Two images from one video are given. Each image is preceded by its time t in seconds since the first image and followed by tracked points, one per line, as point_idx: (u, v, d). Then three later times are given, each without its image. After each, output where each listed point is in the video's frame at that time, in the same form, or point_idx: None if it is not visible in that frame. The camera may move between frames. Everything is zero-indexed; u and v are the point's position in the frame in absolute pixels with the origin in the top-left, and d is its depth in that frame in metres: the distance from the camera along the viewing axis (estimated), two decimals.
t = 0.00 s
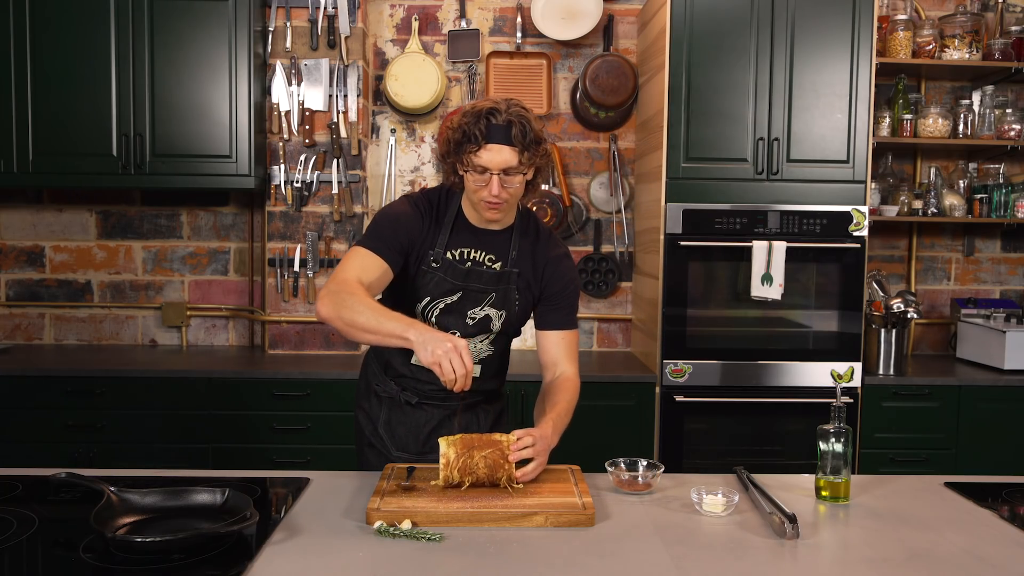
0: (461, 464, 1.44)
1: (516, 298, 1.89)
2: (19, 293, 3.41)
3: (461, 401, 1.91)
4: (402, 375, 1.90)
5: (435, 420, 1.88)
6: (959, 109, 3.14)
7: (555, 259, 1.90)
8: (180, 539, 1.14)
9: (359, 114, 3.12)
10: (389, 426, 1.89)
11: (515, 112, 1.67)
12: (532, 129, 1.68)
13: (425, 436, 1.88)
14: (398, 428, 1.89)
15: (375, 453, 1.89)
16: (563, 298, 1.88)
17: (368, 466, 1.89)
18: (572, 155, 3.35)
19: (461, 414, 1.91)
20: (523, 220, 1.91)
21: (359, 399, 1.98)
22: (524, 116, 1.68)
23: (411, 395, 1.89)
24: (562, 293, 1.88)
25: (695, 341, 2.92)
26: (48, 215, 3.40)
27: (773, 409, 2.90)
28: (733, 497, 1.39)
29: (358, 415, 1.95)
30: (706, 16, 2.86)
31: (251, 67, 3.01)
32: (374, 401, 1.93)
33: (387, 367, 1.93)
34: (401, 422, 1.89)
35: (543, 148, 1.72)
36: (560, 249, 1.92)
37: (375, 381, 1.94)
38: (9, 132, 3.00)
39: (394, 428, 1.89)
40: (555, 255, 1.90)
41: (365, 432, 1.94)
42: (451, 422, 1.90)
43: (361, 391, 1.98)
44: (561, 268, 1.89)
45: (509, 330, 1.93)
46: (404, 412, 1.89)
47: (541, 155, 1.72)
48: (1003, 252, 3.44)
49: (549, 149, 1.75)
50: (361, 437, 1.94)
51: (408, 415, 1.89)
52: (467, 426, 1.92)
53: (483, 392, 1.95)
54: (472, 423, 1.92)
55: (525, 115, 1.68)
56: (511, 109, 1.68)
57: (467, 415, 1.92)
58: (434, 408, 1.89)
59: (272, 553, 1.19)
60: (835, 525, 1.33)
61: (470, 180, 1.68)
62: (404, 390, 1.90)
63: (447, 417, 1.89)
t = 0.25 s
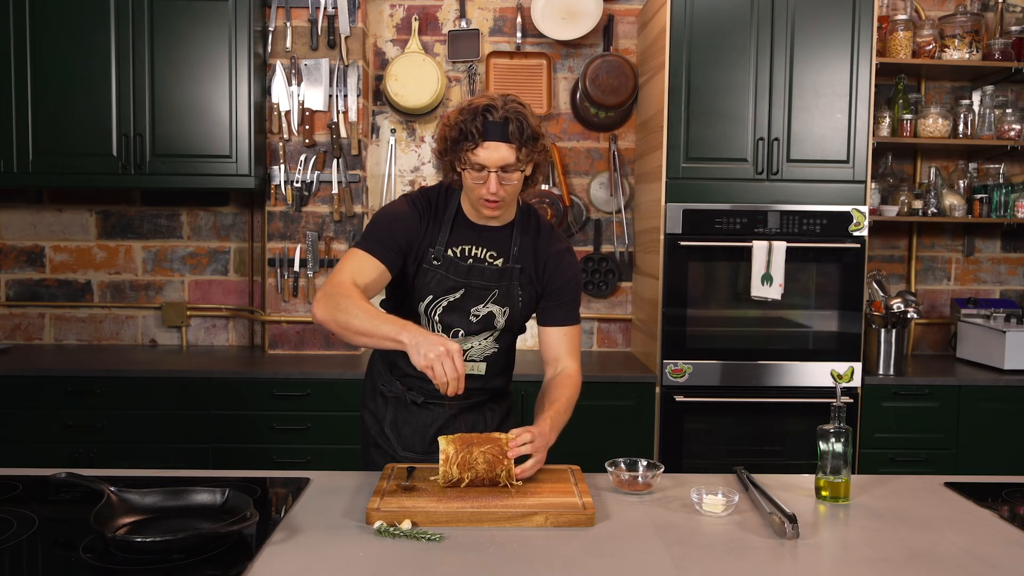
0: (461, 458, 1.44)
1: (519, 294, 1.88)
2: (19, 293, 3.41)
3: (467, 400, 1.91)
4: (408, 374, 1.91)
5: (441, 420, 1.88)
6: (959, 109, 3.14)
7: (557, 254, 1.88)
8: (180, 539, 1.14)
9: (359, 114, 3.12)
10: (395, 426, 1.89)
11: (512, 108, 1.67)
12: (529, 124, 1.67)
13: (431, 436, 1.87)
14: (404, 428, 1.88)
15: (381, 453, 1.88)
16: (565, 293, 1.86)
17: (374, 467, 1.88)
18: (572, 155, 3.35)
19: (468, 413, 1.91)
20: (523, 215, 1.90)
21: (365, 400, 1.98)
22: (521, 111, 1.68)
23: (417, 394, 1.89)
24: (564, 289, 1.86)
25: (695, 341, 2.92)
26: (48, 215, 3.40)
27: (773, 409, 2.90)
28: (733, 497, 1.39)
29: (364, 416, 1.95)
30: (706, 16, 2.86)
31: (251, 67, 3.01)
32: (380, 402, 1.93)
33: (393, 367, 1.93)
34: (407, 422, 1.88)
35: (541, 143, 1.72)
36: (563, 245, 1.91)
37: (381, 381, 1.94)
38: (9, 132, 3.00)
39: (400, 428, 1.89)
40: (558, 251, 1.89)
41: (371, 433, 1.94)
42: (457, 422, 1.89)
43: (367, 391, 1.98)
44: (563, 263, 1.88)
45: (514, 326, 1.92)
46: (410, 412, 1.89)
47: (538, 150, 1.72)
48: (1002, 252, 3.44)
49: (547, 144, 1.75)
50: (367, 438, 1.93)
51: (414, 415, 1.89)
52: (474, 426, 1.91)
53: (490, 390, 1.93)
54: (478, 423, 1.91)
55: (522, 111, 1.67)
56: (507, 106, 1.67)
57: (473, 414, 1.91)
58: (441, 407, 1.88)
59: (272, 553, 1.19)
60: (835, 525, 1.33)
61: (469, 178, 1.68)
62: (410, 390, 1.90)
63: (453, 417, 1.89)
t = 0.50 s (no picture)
0: (461, 458, 1.44)
1: (522, 293, 1.87)
2: (19, 293, 3.41)
3: (471, 400, 1.91)
4: (412, 375, 1.91)
5: (445, 420, 1.88)
6: (959, 109, 3.14)
7: (560, 252, 1.88)
8: (180, 539, 1.14)
9: (359, 114, 3.12)
10: (399, 427, 1.89)
11: (512, 106, 1.67)
12: (529, 122, 1.67)
13: (436, 436, 1.87)
14: (408, 428, 1.88)
15: (385, 454, 1.88)
16: (568, 291, 1.87)
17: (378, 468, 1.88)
18: (572, 155, 3.35)
19: (472, 413, 1.91)
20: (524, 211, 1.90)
21: (368, 401, 1.97)
22: (521, 109, 1.67)
23: (421, 395, 1.89)
24: (567, 286, 1.87)
25: (695, 341, 2.92)
26: (48, 215, 3.40)
27: (773, 409, 2.90)
28: (733, 497, 1.39)
29: (368, 417, 1.95)
30: (706, 16, 2.86)
31: (251, 67, 3.01)
32: (384, 402, 1.93)
33: (397, 367, 1.93)
34: (412, 423, 1.88)
35: (542, 140, 1.71)
36: (565, 242, 1.90)
37: (385, 382, 1.94)
38: (9, 132, 3.00)
39: (405, 429, 1.89)
40: (560, 248, 1.88)
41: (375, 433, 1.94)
42: (462, 422, 1.89)
43: (371, 392, 1.98)
44: (566, 260, 1.88)
45: (518, 325, 1.91)
46: (415, 413, 1.89)
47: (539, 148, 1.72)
48: (1002, 252, 3.44)
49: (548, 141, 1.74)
50: (371, 438, 1.93)
51: (419, 415, 1.89)
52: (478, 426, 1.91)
53: (494, 390, 1.94)
54: (482, 423, 1.92)
55: (522, 109, 1.67)
56: (508, 104, 1.67)
57: (477, 414, 1.92)
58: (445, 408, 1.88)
59: (272, 553, 1.19)
60: (835, 525, 1.33)
61: (470, 177, 1.68)
62: (414, 390, 1.90)
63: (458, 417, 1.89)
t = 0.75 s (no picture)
0: (461, 459, 1.44)
1: (524, 293, 1.87)
2: (19, 293, 3.41)
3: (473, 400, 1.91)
4: (414, 374, 1.90)
5: (446, 420, 1.88)
6: (959, 109, 3.14)
7: (561, 252, 1.88)
8: (180, 539, 1.14)
9: (359, 114, 3.12)
10: (400, 426, 1.89)
11: (514, 112, 1.67)
12: (533, 128, 1.67)
13: (437, 436, 1.88)
14: (410, 428, 1.88)
15: (387, 454, 1.88)
16: (571, 291, 1.87)
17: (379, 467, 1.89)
18: (572, 155, 3.35)
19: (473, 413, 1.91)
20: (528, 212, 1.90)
21: (370, 399, 1.98)
22: (524, 115, 1.68)
23: (423, 395, 1.89)
24: (569, 287, 1.87)
25: (695, 341, 2.92)
26: (48, 215, 3.40)
27: (773, 409, 2.90)
28: (733, 497, 1.39)
29: (370, 416, 1.95)
30: (706, 16, 2.86)
31: (251, 68, 3.01)
32: (385, 402, 1.93)
33: (398, 367, 1.93)
34: (413, 422, 1.89)
35: (545, 145, 1.72)
36: (566, 243, 1.91)
37: (386, 381, 1.94)
38: (9, 132, 3.00)
39: (406, 429, 1.89)
40: (562, 249, 1.89)
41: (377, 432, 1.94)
42: (463, 422, 1.90)
43: (372, 391, 1.98)
44: (568, 261, 1.88)
45: (519, 325, 1.92)
46: (416, 413, 1.89)
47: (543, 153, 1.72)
48: (1002, 252, 3.44)
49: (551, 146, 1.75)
50: (373, 437, 1.93)
51: (420, 415, 1.89)
52: (479, 426, 1.91)
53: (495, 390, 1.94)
54: (483, 423, 1.91)
55: (525, 114, 1.67)
56: (511, 110, 1.67)
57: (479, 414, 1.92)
58: (446, 408, 1.89)
59: (272, 553, 1.19)
60: (835, 525, 1.33)
61: (474, 184, 1.68)
62: (415, 390, 1.90)
63: (459, 417, 1.89)
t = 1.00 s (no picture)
0: (461, 459, 1.44)
1: (526, 293, 1.88)
2: (19, 293, 3.41)
3: (475, 400, 1.91)
4: (415, 375, 1.90)
5: (448, 420, 1.88)
6: (959, 109, 3.14)
7: (564, 253, 1.89)
8: (180, 539, 1.14)
9: (359, 114, 3.12)
10: (403, 427, 1.89)
11: (520, 112, 1.67)
12: (538, 129, 1.67)
13: (439, 436, 1.87)
14: (412, 429, 1.88)
15: (389, 455, 1.88)
16: (572, 292, 1.88)
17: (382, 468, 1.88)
18: (572, 155, 3.35)
19: (475, 413, 1.91)
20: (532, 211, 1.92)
21: (372, 400, 1.97)
22: (529, 116, 1.68)
23: (425, 395, 1.89)
24: (571, 288, 1.88)
25: (695, 341, 2.92)
26: (48, 215, 3.40)
27: (773, 409, 2.90)
28: (733, 497, 1.39)
29: (372, 416, 1.95)
30: (705, 16, 2.86)
31: (251, 67, 3.01)
32: (387, 402, 1.93)
33: (400, 367, 1.93)
34: (415, 423, 1.88)
35: (550, 146, 1.72)
36: (569, 244, 1.92)
37: (388, 382, 1.94)
38: (9, 132, 3.00)
39: (408, 429, 1.89)
40: (565, 250, 1.90)
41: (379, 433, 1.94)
42: (465, 422, 1.89)
43: (374, 391, 1.98)
44: (570, 261, 1.89)
45: (521, 325, 1.92)
46: (418, 413, 1.88)
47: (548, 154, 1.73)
48: (1002, 252, 3.44)
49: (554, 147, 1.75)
50: (375, 438, 1.93)
51: (422, 415, 1.89)
52: (481, 426, 1.91)
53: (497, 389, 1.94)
54: (486, 424, 1.91)
55: (531, 115, 1.68)
56: (516, 110, 1.67)
57: (481, 414, 1.91)
58: (448, 408, 1.88)
59: (272, 553, 1.19)
60: (835, 525, 1.33)
61: (479, 184, 1.68)
62: (417, 390, 1.90)
63: (461, 417, 1.89)
